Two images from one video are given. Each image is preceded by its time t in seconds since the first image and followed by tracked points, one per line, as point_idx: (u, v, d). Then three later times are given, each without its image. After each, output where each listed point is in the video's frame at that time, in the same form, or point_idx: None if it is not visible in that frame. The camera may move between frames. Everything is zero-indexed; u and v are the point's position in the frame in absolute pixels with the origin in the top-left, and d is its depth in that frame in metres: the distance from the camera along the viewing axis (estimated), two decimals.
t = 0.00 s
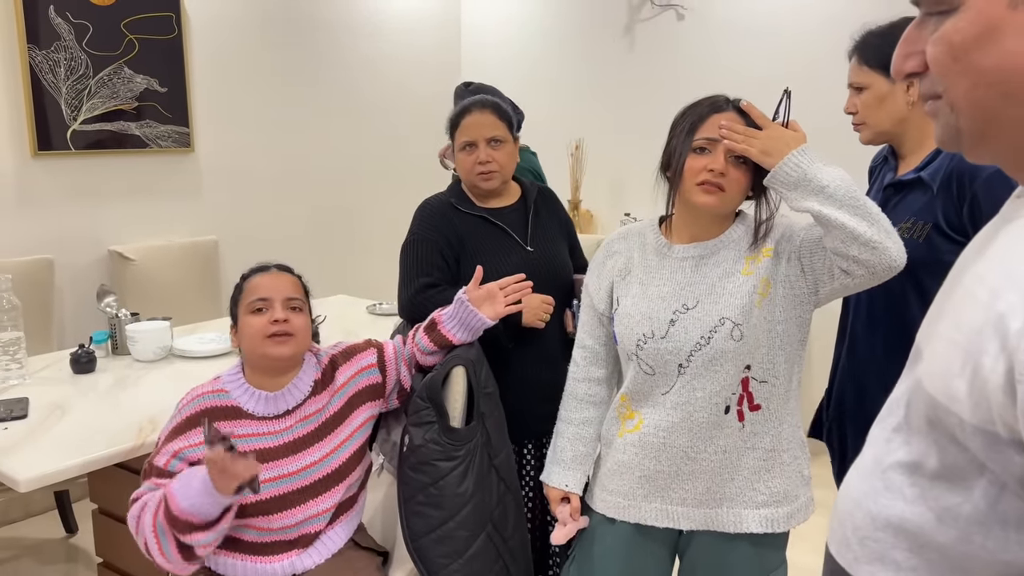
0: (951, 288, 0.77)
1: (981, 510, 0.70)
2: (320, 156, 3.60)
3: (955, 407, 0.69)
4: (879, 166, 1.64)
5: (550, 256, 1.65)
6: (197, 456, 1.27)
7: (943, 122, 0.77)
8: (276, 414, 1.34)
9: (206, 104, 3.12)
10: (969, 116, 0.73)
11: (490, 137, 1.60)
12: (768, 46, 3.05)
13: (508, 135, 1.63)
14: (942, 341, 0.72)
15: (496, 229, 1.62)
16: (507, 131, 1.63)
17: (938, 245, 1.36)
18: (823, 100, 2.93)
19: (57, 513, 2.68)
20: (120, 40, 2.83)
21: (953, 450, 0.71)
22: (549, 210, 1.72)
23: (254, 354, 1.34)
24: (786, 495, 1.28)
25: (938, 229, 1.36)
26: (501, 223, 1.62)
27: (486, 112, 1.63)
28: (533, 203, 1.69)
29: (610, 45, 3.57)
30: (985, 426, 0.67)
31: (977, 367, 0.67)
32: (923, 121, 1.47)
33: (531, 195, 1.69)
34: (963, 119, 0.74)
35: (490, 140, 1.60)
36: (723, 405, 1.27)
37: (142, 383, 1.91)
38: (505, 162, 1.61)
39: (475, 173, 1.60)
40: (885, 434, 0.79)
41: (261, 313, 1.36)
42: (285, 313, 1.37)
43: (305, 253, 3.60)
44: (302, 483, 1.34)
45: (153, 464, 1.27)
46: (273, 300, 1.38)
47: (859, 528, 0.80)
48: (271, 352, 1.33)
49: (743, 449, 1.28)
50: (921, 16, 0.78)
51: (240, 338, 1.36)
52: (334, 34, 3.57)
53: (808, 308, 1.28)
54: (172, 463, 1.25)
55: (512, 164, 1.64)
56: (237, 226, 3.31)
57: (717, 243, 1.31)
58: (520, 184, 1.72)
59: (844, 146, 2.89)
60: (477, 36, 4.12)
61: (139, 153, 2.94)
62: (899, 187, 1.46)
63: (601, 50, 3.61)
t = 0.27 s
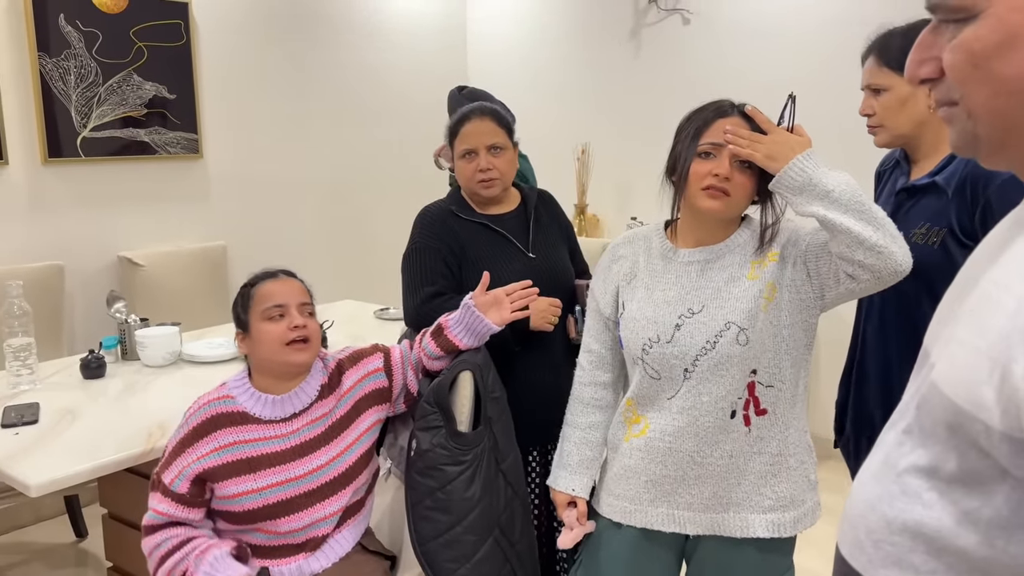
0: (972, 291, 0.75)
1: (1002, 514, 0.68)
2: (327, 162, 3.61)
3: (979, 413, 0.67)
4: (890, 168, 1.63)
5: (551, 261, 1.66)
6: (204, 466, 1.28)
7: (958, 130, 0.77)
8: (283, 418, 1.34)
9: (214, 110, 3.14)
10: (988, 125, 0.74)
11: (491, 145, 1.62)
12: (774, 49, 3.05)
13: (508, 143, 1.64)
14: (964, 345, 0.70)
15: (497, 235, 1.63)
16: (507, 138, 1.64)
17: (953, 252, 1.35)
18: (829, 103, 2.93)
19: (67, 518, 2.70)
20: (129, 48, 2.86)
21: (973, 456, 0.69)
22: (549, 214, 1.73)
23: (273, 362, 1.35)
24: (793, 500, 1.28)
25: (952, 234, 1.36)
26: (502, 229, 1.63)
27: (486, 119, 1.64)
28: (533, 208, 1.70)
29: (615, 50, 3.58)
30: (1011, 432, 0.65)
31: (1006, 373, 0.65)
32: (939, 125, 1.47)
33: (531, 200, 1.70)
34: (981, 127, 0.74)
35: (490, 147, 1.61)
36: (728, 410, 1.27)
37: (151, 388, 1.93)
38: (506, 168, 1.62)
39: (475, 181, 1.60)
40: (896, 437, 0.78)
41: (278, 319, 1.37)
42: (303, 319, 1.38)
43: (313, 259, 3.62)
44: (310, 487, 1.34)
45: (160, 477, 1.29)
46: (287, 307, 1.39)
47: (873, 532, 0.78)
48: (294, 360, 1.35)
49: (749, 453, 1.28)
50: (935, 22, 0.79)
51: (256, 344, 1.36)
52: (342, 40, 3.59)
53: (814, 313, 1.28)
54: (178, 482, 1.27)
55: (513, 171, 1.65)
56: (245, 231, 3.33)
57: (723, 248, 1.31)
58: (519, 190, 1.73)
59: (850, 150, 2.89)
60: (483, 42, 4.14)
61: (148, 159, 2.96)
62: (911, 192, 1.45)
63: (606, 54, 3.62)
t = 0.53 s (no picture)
0: (989, 278, 0.75)
1: None
2: (335, 165, 3.62)
3: (1003, 396, 0.66)
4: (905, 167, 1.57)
5: (560, 262, 1.66)
6: (213, 469, 1.29)
7: (976, 123, 0.79)
8: (291, 421, 1.35)
9: (223, 115, 3.16)
10: (1006, 116, 0.75)
11: (497, 145, 1.61)
12: (781, 49, 3.04)
13: (514, 143, 1.64)
14: (984, 330, 0.69)
15: (506, 238, 1.63)
16: (513, 138, 1.64)
17: (972, 254, 1.30)
18: (837, 104, 2.92)
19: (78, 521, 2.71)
20: (138, 53, 2.87)
21: (1000, 438, 0.68)
22: (558, 214, 1.73)
23: (295, 366, 1.35)
24: (801, 501, 1.28)
25: (971, 234, 1.31)
26: (510, 232, 1.63)
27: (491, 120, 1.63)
28: (542, 209, 1.70)
29: (622, 52, 3.59)
30: None
31: None
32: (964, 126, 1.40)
33: (539, 201, 1.70)
34: (999, 119, 0.76)
35: (497, 147, 1.61)
36: (736, 411, 1.27)
37: (162, 392, 1.94)
38: (512, 169, 1.61)
39: (481, 182, 1.60)
40: (917, 424, 0.76)
41: (294, 325, 1.37)
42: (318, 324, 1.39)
43: (321, 262, 3.63)
44: (319, 489, 1.35)
45: (171, 480, 1.30)
46: (300, 312, 1.40)
47: (898, 519, 0.76)
48: (314, 362, 1.36)
49: (757, 455, 1.28)
50: (953, 17, 0.80)
51: (274, 351, 1.35)
52: (350, 44, 3.61)
53: (821, 313, 1.28)
54: (189, 485, 1.28)
55: (519, 171, 1.64)
56: (253, 234, 3.34)
57: (730, 249, 1.31)
58: (527, 192, 1.73)
59: (858, 151, 2.88)
60: (489, 45, 4.15)
61: (157, 163, 2.98)
62: (928, 192, 1.40)
63: (613, 57, 3.63)
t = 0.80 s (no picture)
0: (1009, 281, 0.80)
1: None
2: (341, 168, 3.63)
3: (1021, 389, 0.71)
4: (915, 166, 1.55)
5: (588, 265, 1.59)
6: (222, 471, 1.29)
7: (989, 127, 0.83)
8: (298, 423, 1.35)
9: (229, 119, 3.17)
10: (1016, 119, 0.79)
11: (525, 139, 1.57)
12: (787, 50, 3.03)
13: (543, 139, 1.60)
14: (1007, 329, 0.75)
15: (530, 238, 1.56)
16: (543, 135, 1.60)
17: (987, 251, 1.29)
18: (843, 104, 2.91)
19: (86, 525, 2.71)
20: (145, 57, 2.88)
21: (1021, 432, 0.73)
22: (584, 220, 1.66)
23: (309, 370, 1.35)
24: (808, 501, 1.28)
25: (988, 232, 1.29)
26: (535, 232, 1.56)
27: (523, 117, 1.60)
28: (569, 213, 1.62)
29: (627, 54, 3.58)
30: None
31: None
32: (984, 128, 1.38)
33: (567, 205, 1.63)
34: (1010, 121, 0.80)
35: (525, 142, 1.57)
36: (743, 411, 1.27)
37: (169, 395, 1.94)
38: (540, 164, 1.58)
39: (508, 176, 1.57)
40: (949, 421, 0.83)
41: (305, 330, 1.37)
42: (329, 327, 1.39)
43: (328, 265, 3.64)
44: (326, 491, 1.35)
45: (179, 482, 1.30)
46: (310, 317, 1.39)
47: (930, 512, 0.82)
48: (328, 365, 1.37)
49: (764, 455, 1.28)
50: (961, 28, 0.84)
51: (286, 356, 1.35)
52: (355, 48, 3.62)
53: (828, 313, 1.28)
54: (197, 487, 1.28)
55: (547, 168, 1.60)
56: (260, 238, 3.35)
57: (736, 249, 1.31)
58: (557, 196, 1.66)
59: (865, 151, 2.87)
60: (494, 48, 4.15)
61: (165, 168, 2.99)
62: (940, 189, 1.38)
63: (618, 59, 3.62)
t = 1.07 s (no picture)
0: None
1: None
2: (344, 170, 3.63)
3: None
4: (923, 164, 1.53)
5: (620, 267, 1.50)
6: (226, 472, 1.29)
7: (1016, 122, 0.83)
8: (302, 424, 1.35)
9: (232, 120, 3.17)
10: None
11: (562, 133, 1.50)
12: (790, 49, 3.03)
13: (581, 134, 1.53)
14: None
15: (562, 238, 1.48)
16: (581, 131, 1.53)
17: (1000, 246, 1.26)
18: (847, 102, 2.90)
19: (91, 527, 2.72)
20: (148, 60, 2.89)
21: None
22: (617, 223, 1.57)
23: (315, 371, 1.35)
24: (804, 513, 1.22)
25: (1001, 228, 1.26)
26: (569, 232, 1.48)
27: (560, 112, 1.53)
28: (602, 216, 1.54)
29: (630, 54, 3.58)
30: None
31: None
32: (993, 126, 1.38)
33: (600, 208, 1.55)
34: None
35: (562, 135, 1.50)
36: (737, 416, 1.22)
37: (173, 397, 1.94)
38: (577, 159, 1.50)
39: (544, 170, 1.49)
40: (982, 414, 0.85)
41: (310, 331, 1.36)
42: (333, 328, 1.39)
43: (332, 266, 3.64)
44: (331, 490, 1.35)
45: (184, 483, 1.30)
46: (314, 318, 1.39)
47: (965, 503, 0.84)
48: (335, 366, 1.37)
49: (759, 463, 1.22)
50: (987, 25, 0.85)
51: (291, 359, 1.34)
52: (358, 50, 3.62)
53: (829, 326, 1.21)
54: (202, 488, 1.28)
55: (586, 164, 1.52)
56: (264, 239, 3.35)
57: (741, 249, 1.26)
58: (589, 199, 1.59)
59: (869, 149, 2.86)
60: (497, 49, 4.15)
61: (169, 169, 3.00)
62: (950, 185, 1.36)
63: (621, 59, 3.62)
